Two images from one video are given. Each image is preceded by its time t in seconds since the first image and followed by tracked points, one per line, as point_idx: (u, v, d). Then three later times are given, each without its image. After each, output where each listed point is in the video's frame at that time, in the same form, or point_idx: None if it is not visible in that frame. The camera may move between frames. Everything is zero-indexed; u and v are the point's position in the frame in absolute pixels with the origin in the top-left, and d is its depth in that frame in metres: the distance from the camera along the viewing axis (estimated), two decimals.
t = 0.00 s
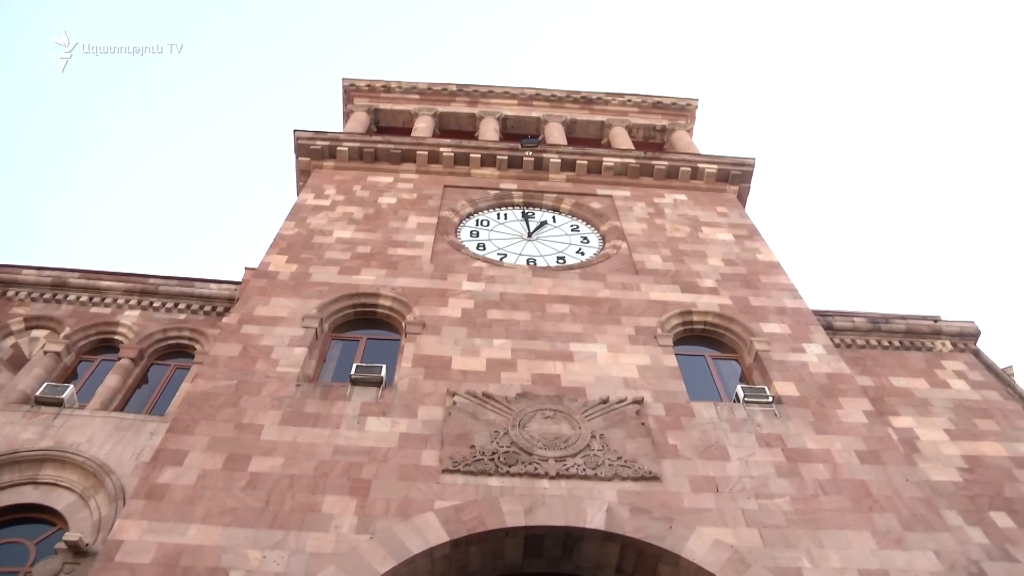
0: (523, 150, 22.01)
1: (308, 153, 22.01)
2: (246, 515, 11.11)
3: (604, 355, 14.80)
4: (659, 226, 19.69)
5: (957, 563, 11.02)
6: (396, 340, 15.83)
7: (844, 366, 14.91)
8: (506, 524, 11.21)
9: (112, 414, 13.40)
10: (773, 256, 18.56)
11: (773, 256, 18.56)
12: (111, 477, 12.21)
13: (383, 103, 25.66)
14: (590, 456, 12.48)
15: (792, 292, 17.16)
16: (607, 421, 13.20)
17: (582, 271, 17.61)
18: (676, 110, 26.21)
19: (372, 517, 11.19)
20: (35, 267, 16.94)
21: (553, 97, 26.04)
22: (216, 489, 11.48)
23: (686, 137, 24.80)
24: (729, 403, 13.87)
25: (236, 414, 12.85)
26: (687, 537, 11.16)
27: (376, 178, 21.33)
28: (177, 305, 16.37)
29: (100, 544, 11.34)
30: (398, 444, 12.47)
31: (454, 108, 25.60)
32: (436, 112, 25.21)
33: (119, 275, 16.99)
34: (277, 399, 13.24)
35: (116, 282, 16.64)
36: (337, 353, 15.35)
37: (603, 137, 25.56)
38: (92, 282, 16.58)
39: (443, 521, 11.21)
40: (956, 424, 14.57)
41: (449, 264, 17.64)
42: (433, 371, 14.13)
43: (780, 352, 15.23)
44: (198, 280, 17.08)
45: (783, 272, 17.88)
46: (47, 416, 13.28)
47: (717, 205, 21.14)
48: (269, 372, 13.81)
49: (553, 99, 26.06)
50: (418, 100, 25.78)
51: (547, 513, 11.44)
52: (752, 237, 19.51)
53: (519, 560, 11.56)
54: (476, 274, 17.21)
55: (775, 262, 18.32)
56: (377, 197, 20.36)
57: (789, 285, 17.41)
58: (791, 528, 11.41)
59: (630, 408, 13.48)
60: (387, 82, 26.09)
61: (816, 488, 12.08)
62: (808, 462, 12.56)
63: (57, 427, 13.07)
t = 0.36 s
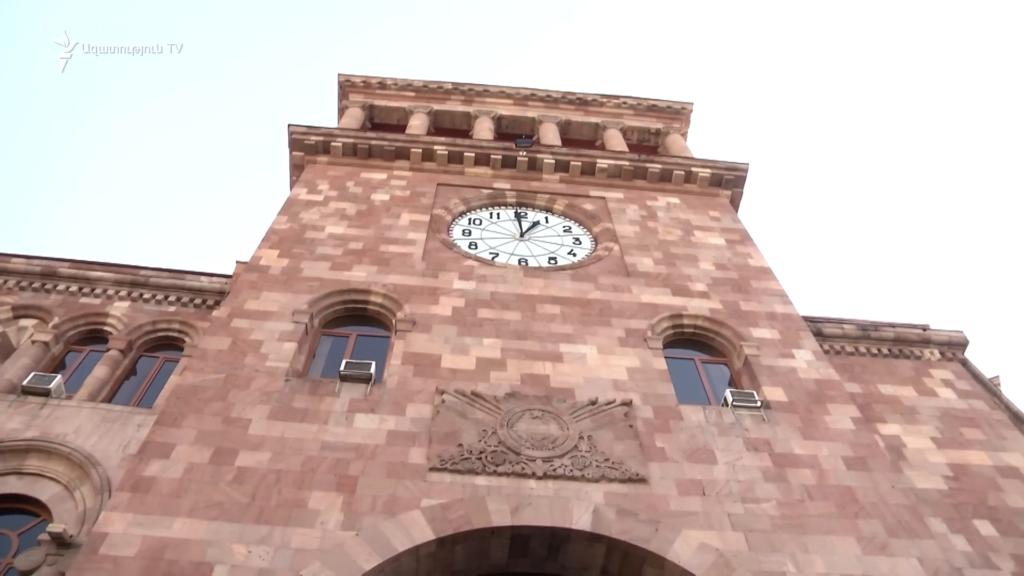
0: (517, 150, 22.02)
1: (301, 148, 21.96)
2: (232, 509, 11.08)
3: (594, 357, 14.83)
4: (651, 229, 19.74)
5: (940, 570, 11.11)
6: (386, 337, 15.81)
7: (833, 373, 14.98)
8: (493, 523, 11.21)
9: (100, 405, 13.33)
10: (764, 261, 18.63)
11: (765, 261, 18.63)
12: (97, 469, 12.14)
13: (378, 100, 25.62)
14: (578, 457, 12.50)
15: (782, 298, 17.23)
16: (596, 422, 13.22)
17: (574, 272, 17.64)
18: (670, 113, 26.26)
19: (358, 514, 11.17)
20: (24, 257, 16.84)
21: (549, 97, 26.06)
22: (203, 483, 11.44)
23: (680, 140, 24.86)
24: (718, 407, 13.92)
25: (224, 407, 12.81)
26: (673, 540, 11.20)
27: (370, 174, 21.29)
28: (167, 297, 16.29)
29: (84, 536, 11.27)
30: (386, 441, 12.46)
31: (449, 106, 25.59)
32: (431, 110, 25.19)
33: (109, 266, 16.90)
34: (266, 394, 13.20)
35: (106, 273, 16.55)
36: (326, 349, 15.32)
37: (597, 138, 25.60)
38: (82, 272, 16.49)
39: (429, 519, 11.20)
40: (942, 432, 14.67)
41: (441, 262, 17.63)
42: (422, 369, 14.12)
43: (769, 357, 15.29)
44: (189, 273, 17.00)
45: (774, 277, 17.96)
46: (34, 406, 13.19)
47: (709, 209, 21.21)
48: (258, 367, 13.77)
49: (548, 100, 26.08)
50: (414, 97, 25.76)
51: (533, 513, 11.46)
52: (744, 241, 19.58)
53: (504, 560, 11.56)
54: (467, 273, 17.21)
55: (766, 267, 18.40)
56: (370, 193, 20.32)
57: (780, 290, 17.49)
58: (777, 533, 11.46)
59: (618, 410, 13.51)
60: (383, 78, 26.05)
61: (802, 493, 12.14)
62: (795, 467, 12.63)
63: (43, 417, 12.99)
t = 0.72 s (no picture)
0: (510, 150, 22.03)
1: (294, 142, 21.89)
2: (216, 503, 11.03)
3: (581, 358, 14.86)
4: (642, 232, 19.79)
5: None
6: (374, 333, 15.77)
7: (819, 380, 15.07)
8: (476, 522, 11.21)
9: (85, 395, 13.24)
10: (754, 267, 18.72)
11: (754, 267, 18.72)
12: (81, 459, 12.05)
13: (373, 95, 25.57)
14: (563, 458, 12.53)
15: (770, 304, 17.32)
16: (582, 424, 13.25)
17: (564, 274, 17.66)
18: (664, 117, 26.34)
19: (342, 510, 11.15)
20: (12, 243, 16.71)
21: (543, 98, 26.08)
22: (187, 475, 11.38)
23: (673, 144, 24.93)
24: (704, 412, 13.98)
25: (210, 400, 12.75)
26: (656, 543, 11.24)
27: (362, 170, 21.25)
28: (155, 288, 16.20)
29: (66, 526, 11.19)
30: (371, 437, 12.44)
31: (443, 104, 25.57)
32: (425, 107, 25.16)
33: (98, 255, 16.79)
34: (252, 387, 13.15)
35: (94, 262, 16.44)
36: (314, 344, 15.27)
37: (591, 140, 25.64)
38: (70, 261, 16.38)
39: (413, 517, 11.19)
40: (926, 442, 14.79)
41: (431, 259, 17.61)
42: (409, 366, 14.11)
43: (756, 363, 15.37)
44: (179, 264, 16.91)
45: (763, 284, 18.04)
46: (18, 394, 13.09)
47: (700, 214, 21.28)
48: (245, 360, 13.71)
49: (542, 100, 26.09)
50: (408, 94, 25.72)
51: (517, 513, 11.47)
52: (734, 247, 19.66)
53: (487, 559, 11.57)
54: (457, 271, 17.20)
55: (755, 274, 18.49)
56: (361, 189, 20.28)
57: (768, 296, 17.58)
58: (759, 538, 11.52)
59: (605, 412, 13.55)
60: (378, 74, 26.00)
61: (785, 499, 12.21)
62: (779, 473, 12.70)
63: (27, 406, 12.89)
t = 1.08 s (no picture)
0: (503, 150, 22.03)
1: (287, 136, 21.83)
2: (200, 496, 10.98)
3: (569, 359, 14.88)
4: (633, 235, 19.84)
5: None
6: (362, 329, 15.74)
7: (806, 387, 15.15)
8: (460, 521, 11.21)
9: (71, 385, 13.15)
10: (744, 273, 18.81)
11: (744, 273, 18.81)
12: (64, 449, 11.98)
13: (367, 91, 25.53)
14: (548, 459, 12.55)
15: (759, 310, 17.41)
16: (568, 425, 13.27)
17: (554, 275, 17.69)
18: (658, 120, 26.40)
19: (326, 506, 11.12)
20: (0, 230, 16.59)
21: (538, 99, 26.10)
22: (172, 468, 11.33)
23: (667, 148, 25.00)
24: (691, 416, 14.04)
25: (197, 393, 12.69)
26: (639, 545, 11.27)
27: (355, 166, 21.21)
28: (144, 279, 16.11)
29: (47, 516, 11.12)
30: (357, 434, 12.42)
31: (438, 102, 25.54)
32: (420, 104, 25.13)
33: (87, 244, 16.69)
34: (239, 381, 13.10)
35: (83, 251, 16.34)
36: (302, 339, 15.23)
37: (584, 142, 25.68)
38: (59, 249, 16.27)
39: (397, 515, 11.18)
40: (911, 451, 14.90)
41: (422, 257, 17.60)
42: (397, 364, 14.09)
43: (744, 368, 15.45)
44: (168, 255, 16.82)
45: (753, 290, 18.13)
46: (3, 382, 13.00)
47: (692, 219, 21.36)
48: (232, 353, 13.65)
49: (537, 101, 26.11)
50: (403, 91, 25.68)
51: (501, 513, 11.47)
52: (725, 252, 19.74)
53: (470, 558, 11.57)
54: (447, 270, 17.19)
55: (745, 279, 18.57)
56: (354, 185, 20.24)
57: (757, 302, 17.66)
58: (742, 542, 11.58)
59: (591, 414, 13.58)
60: (373, 71, 25.96)
61: (769, 504, 12.28)
62: (764, 479, 12.76)
63: (12, 394, 12.79)
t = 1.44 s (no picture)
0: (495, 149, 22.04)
1: (279, 129, 21.75)
2: (182, 488, 10.92)
3: (556, 360, 14.91)
4: (622, 238, 19.90)
5: None
6: (349, 325, 15.71)
7: (791, 394, 15.25)
8: (443, 520, 11.21)
9: (54, 372, 13.05)
10: (732, 279, 18.90)
11: (732, 279, 18.90)
12: (46, 437, 11.89)
13: (361, 87, 25.47)
14: (532, 459, 12.57)
15: (746, 316, 17.50)
16: (553, 426, 13.30)
17: (543, 275, 17.71)
18: (651, 124, 26.48)
19: (308, 501, 11.09)
20: None
21: (531, 99, 26.12)
22: (154, 459, 11.26)
23: (658, 153, 25.08)
24: (675, 419, 14.10)
25: (181, 384, 12.63)
26: (621, 548, 11.31)
27: (346, 160, 21.16)
28: (131, 268, 16.00)
29: (27, 505, 11.04)
30: (341, 429, 12.39)
31: (431, 99, 25.52)
32: (413, 101, 25.10)
33: (74, 231, 16.57)
34: (225, 373, 13.04)
35: (70, 238, 16.21)
36: (289, 332, 15.18)
37: (576, 144, 25.72)
38: (46, 235, 16.14)
39: (379, 512, 11.17)
40: (893, 460, 15.03)
41: (411, 254, 17.58)
42: (384, 360, 14.07)
43: (729, 374, 15.53)
44: (156, 245, 16.72)
45: (740, 296, 18.22)
46: None
47: (681, 223, 21.44)
48: (218, 345, 13.59)
49: (530, 101, 26.13)
50: (396, 87, 25.64)
51: (484, 512, 11.48)
52: (713, 258, 19.83)
53: (451, 556, 11.57)
54: (436, 267, 17.18)
55: (732, 285, 18.66)
56: (345, 179, 20.19)
57: (744, 308, 17.75)
58: (723, 547, 11.64)
59: (576, 415, 13.61)
60: (367, 66, 25.90)
61: (751, 510, 12.35)
62: (746, 484, 12.83)
63: None
